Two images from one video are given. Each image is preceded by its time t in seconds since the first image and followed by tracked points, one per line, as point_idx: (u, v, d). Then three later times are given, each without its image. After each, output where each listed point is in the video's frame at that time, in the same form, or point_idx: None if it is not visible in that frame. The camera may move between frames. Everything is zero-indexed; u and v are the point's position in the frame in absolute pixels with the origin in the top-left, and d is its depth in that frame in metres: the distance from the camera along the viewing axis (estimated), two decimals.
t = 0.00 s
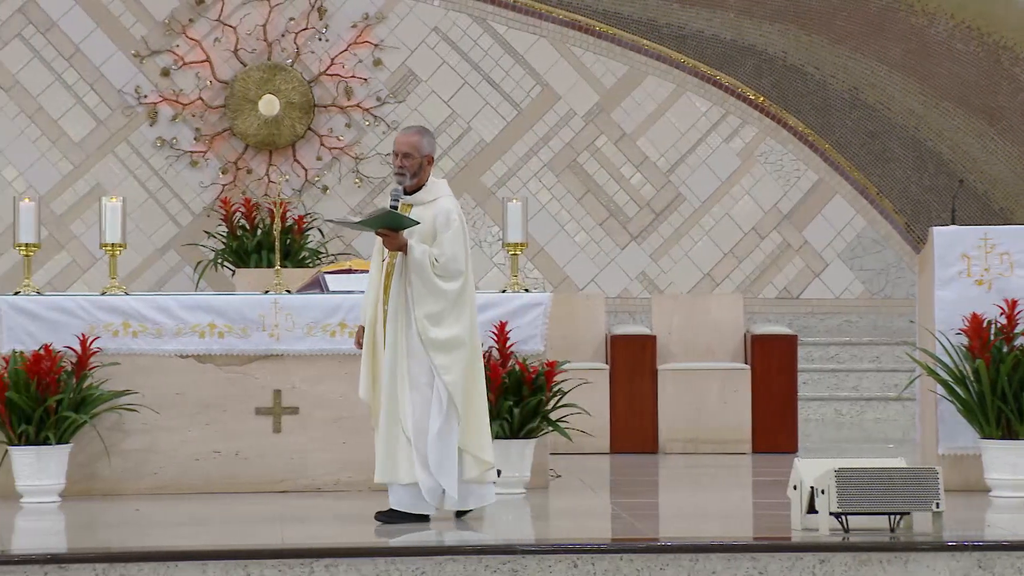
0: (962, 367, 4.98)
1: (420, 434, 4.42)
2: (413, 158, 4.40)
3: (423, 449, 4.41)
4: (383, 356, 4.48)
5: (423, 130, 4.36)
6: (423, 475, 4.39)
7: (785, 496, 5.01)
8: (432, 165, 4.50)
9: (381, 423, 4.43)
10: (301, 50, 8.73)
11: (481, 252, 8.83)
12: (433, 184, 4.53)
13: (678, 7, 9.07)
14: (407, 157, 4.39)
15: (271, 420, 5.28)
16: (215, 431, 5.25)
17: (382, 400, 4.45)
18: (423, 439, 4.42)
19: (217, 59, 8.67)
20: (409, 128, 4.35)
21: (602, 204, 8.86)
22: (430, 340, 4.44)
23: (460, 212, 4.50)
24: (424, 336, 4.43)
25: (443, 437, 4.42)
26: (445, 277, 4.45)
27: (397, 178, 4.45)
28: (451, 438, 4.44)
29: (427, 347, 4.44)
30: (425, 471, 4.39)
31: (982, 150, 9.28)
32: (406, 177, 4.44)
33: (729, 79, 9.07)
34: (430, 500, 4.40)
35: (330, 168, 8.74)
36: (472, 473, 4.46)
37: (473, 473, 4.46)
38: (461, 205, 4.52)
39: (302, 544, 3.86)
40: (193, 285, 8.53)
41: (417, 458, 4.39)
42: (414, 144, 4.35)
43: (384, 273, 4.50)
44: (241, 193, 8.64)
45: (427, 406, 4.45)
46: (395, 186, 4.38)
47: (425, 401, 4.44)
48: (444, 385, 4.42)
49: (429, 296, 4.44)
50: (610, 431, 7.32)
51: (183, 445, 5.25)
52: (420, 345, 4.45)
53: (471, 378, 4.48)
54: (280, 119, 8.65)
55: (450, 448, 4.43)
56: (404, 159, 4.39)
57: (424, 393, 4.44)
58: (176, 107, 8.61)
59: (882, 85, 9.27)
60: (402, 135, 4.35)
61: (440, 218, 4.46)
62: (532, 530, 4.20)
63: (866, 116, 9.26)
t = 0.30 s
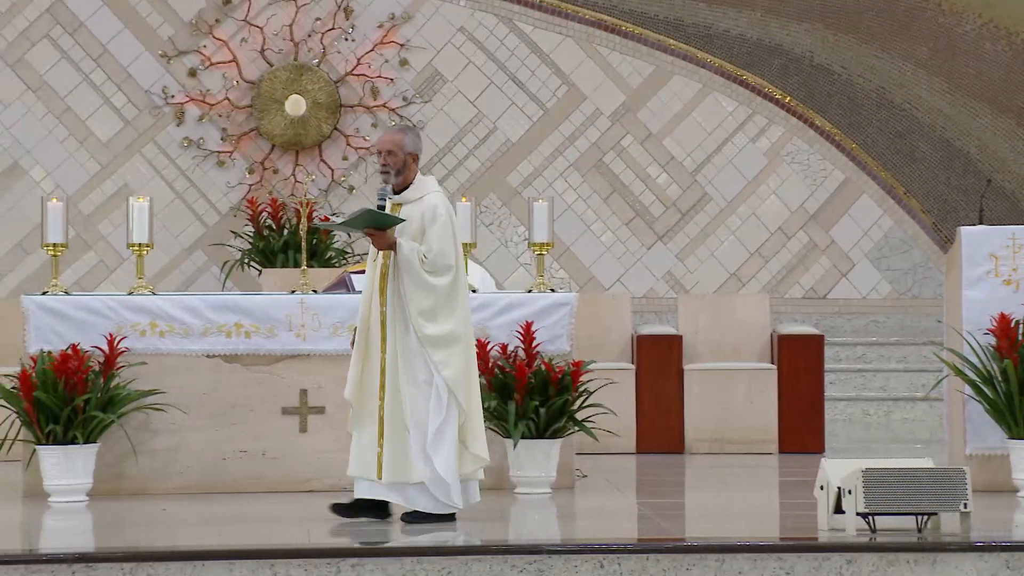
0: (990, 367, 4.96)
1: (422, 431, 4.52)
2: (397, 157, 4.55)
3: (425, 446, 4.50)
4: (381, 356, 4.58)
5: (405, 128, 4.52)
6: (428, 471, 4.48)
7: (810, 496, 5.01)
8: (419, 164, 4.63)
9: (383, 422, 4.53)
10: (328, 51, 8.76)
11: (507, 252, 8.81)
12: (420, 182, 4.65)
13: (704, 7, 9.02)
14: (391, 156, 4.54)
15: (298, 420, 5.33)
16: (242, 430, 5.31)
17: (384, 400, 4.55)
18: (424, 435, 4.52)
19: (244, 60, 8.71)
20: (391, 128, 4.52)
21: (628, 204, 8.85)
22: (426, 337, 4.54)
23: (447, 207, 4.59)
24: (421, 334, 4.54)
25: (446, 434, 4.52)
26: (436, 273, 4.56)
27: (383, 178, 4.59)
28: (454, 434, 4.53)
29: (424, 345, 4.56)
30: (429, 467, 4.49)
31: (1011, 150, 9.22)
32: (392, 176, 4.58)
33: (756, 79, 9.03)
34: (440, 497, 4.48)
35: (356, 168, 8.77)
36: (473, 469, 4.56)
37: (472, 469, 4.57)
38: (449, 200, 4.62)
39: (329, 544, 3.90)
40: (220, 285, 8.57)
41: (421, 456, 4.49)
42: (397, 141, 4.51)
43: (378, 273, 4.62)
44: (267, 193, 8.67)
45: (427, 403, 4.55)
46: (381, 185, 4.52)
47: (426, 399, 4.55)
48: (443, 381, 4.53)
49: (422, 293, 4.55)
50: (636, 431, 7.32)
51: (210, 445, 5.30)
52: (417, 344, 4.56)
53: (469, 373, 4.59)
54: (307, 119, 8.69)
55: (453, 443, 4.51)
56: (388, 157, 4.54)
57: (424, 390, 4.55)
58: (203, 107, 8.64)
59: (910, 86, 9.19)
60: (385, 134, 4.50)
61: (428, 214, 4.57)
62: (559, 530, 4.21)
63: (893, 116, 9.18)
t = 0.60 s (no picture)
0: (1016, 367, 4.92)
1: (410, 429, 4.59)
2: (372, 159, 4.62)
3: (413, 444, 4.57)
4: (364, 360, 4.68)
5: (380, 131, 4.58)
6: (418, 468, 4.54)
7: (833, 497, 5.00)
8: (396, 165, 4.70)
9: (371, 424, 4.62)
10: (352, 51, 8.78)
11: (531, 252, 8.82)
12: (396, 185, 4.73)
13: (729, 5, 9.02)
14: (367, 158, 4.61)
15: (322, 420, 5.37)
16: (267, 430, 5.35)
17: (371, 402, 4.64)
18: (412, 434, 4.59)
19: (268, 60, 8.74)
20: (366, 131, 4.58)
21: (652, 204, 8.84)
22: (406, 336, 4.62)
23: (423, 207, 4.69)
24: (400, 334, 4.62)
25: (434, 430, 4.57)
26: (413, 272, 4.64)
27: (360, 181, 4.66)
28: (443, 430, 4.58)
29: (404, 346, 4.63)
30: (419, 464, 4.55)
31: None
32: (368, 178, 4.64)
33: (781, 79, 9.00)
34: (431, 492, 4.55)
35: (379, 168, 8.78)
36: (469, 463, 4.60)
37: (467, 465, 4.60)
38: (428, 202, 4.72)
39: (353, 544, 3.93)
40: (244, 285, 8.61)
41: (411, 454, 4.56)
42: (373, 143, 4.57)
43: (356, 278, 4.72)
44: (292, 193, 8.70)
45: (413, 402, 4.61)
46: (357, 186, 4.57)
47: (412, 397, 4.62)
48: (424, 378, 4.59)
49: (401, 293, 4.63)
50: (661, 431, 7.32)
51: (235, 444, 5.34)
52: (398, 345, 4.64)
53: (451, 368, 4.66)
54: (330, 119, 8.72)
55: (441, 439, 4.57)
56: (364, 160, 4.61)
57: (408, 389, 4.62)
58: (227, 108, 8.68)
59: (936, 85, 9.15)
60: (360, 136, 4.57)
61: (405, 216, 4.66)
62: (583, 530, 4.22)
63: (918, 115, 9.15)
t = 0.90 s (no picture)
0: None
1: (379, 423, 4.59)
2: (366, 155, 4.67)
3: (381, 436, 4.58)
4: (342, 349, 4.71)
5: (374, 127, 4.64)
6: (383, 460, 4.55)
7: (861, 497, 4.99)
8: (390, 162, 4.74)
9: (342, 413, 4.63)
10: (379, 51, 8.79)
11: (558, 252, 8.81)
12: (390, 180, 4.78)
13: (758, 5, 8.99)
14: (361, 154, 4.66)
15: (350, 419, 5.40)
16: (295, 430, 5.38)
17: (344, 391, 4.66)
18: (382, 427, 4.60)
19: (296, 60, 8.77)
20: (361, 127, 4.64)
21: (680, 204, 8.83)
22: (385, 330, 4.66)
23: (415, 203, 4.73)
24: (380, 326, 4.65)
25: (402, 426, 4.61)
26: (398, 268, 4.69)
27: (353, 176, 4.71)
28: (411, 428, 4.63)
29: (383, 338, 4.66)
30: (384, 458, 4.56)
31: None
32: (362, 173, 4.70)
33: (809, 79, 8.97)
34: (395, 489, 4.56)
35: (407, 169, 8.77)
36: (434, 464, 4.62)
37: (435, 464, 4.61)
38: (420, 199, 4.75)
39: (381, 544, 3.94)
40: (273, 285, 8.65)
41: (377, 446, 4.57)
42: (367, 139, 4.62)
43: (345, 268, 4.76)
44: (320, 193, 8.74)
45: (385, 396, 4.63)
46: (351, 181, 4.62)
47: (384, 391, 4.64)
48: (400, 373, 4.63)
49: (384, 287, 4.68)
50: (689, 431, 7.31)
51: (263, 444, 5.37)
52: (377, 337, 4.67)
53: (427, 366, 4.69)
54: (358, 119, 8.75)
55: (408, 436, 4.62)
56: (357, 155, 4.66)
57: (381, 382, 4.64)
58: (255, 108, 8.72)
59: (966, 86, 9.07)
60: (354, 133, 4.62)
61: (396, 210, 4.70)
62: (611, 529, 4.22)
63: (947, 115, 9.07)
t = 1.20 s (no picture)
0: None
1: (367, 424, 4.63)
2: (369, 156, 4.72)
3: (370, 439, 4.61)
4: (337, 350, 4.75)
5: (378, 129, 4.70)
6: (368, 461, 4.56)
7: (891, 498, 4.98)
8: (394, 165, 4.79)
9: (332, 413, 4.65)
10: (408, 51, 8.82)
11: (587, 252, 8.81)
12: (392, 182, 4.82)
13: (786, 4, 8.91)
14: (363, 155, 4.72)
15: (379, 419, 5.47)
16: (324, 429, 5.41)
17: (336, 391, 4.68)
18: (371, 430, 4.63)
19: (325, 60, 8.80)
20: (365, 129, 4.70)
21: (709, 204, 8.81)
22: (381, 333, 4.69)
23: (415, 206, 4.76)
24: (376, 329, 4.69)
25: (391, 431, 4.65)
26: (396, 271, 4.72)
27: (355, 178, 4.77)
28: (401, 433, 4.67)
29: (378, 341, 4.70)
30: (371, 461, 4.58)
31: None
32: (364, 175, 4.75)
33: (838, 78, 8.93)
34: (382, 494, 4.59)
35: (436, 168, 8.81)
36: (414, 470, 4.70)
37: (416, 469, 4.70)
38: (420, 201, 4.79)
39: (411, 544, 3.96)
40: (301, 285, 8.69)
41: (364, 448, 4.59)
42: (369, 141, 4.68)
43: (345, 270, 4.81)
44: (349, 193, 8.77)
45: (376, 400, 4.67)
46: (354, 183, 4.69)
47: (376, 395, 4.68)
48: (393, 378, 4.67)
49: (380, 289, 4.72)
50: (718, 431, 7.30)
51: (293, 443, 5.41)
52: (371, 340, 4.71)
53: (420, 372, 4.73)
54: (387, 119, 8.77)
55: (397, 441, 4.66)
56: (359, 157, 4.72)
57: (375, 385, 4.68)
58: (285, 108, 8.76)
59: (997, 84, 9.02)
60: (359, 135, 4.68)
61: (395, 212, 4.74)
62: (639, 529, 4.23)
63: (978, 115, 9.02)
